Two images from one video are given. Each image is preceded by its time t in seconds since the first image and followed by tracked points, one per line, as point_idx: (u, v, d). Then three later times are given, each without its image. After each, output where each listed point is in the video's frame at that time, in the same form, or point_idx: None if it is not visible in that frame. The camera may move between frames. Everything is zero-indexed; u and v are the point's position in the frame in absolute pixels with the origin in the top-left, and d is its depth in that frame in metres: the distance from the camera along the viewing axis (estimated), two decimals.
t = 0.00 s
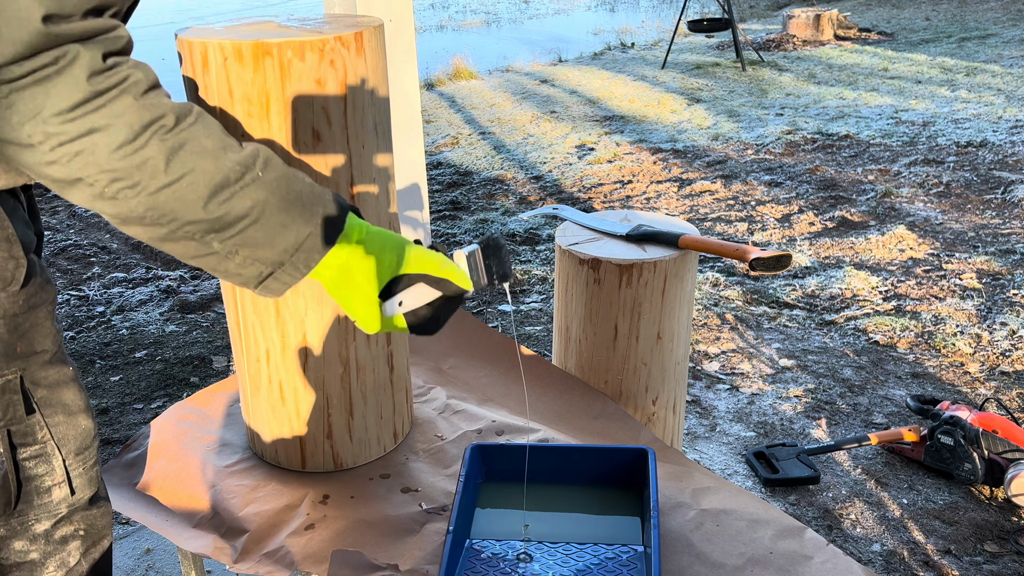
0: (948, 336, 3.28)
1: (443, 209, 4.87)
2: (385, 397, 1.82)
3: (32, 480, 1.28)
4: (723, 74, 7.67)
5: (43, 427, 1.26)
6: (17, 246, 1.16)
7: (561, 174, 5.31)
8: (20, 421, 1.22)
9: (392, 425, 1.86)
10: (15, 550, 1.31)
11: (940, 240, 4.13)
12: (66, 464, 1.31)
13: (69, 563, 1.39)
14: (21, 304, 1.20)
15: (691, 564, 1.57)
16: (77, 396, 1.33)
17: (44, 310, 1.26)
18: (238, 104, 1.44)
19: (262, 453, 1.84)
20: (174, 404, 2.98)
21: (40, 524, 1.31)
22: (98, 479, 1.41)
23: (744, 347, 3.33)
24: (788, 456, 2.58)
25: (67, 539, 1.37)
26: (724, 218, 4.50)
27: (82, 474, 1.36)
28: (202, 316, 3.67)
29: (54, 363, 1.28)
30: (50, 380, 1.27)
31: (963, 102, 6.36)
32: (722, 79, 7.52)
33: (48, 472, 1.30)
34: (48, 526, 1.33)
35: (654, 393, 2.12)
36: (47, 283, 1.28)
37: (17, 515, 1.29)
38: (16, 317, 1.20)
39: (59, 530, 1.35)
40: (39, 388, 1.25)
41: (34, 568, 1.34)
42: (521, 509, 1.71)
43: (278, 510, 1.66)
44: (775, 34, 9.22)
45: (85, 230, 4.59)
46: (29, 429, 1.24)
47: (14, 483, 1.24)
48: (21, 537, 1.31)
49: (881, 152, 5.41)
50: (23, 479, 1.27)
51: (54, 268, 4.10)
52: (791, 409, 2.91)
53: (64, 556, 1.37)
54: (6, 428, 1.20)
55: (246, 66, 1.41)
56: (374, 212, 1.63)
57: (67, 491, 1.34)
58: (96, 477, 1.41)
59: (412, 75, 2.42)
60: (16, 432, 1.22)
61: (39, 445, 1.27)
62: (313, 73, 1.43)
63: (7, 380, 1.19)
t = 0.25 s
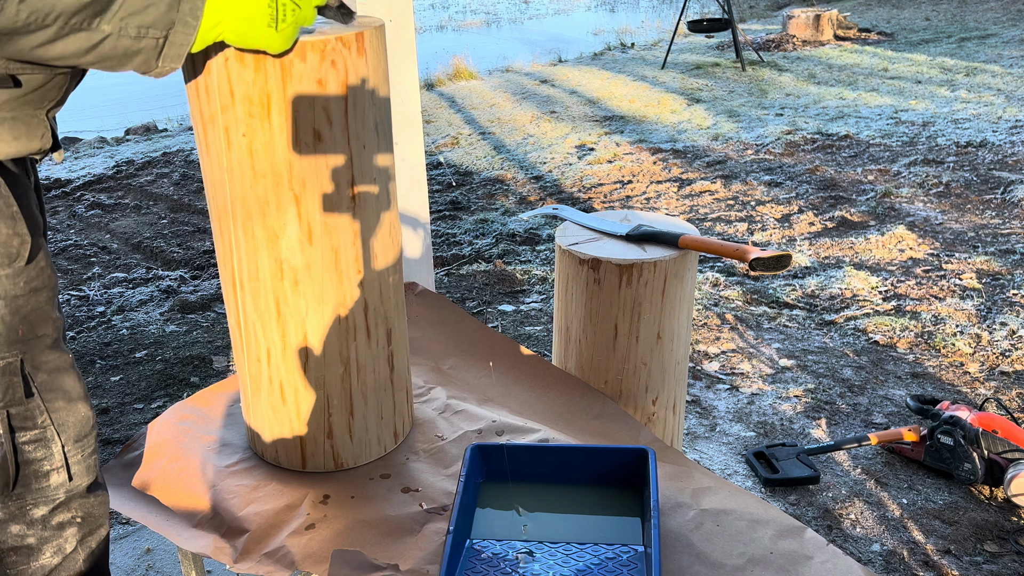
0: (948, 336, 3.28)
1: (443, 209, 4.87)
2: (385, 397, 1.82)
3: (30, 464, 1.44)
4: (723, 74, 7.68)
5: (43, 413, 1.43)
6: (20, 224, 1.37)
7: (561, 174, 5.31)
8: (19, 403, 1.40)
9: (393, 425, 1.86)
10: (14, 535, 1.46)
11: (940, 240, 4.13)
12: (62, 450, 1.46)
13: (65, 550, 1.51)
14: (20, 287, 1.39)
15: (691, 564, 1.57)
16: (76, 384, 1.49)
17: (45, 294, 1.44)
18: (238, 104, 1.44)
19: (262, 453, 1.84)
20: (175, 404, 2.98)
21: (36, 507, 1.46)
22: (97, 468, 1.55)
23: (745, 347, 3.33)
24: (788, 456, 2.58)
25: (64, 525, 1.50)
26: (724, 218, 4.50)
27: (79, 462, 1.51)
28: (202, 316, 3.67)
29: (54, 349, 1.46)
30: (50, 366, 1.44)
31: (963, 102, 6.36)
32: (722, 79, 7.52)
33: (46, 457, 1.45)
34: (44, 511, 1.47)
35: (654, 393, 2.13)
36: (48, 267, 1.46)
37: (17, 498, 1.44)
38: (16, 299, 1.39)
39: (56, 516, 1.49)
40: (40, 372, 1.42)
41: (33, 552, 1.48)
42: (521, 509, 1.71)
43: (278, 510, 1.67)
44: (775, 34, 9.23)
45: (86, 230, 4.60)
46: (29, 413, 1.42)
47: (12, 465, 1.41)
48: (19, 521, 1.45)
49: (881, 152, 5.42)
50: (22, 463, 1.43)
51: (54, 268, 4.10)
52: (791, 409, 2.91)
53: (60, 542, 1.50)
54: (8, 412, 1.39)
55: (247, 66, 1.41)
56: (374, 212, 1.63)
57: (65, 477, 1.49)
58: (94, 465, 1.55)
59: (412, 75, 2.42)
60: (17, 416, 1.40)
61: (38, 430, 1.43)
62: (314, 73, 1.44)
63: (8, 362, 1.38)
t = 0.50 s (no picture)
0: (948, 337, 3.28)
1: (443, 209, 4.87)
2: (385, 398, 1.82)
3: (21, 453, 1.45)
4: (723, 74, 7.68)
5: (34, 402, 1.45)
6: (13, 214, 1.37)
7: (561, 174, 5.31)
8: (9, 391, 1.41)
9: (392, 425, 1.87)
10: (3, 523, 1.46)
11: (940, 240, 4.13)
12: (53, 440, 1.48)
13: (56, 539, 1.52)
14: (11, 277, 1.41)
15: (691, 564, 1.58)
16: (66, 374, 1.51)
17: (35, 285, 1.45)
18: (238, 104, 1.44)
19: (262, 453, 1.84)
20: (175, 404, 2.98)
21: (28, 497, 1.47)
22: (87, 459, 1.58)
23: (744, 347, 3.33)
24: (788, 456, 2.58)
25: (54, 515, 1.52)
26: (724, 218, 4.51)
27: (70, 452, 1.53)
28: (202, 316, 3.67)
29: (46, 339, 1.47)
30: (41, 356, 1.46)
31: (963, 102, 6.37)
32: (722, 79, 7.53)
33: (37, 446, 1.47)
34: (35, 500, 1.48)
35: (654, 393, 2.13)
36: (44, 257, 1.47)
37: (8, 487, 1.45)
38: (7, 290, 1.40)
39: (46, 506, 1.51)
40: (31, 362, 1.44)
41: (22, 541, 1.48)
42: (522, 509, 1.71)
43: (278, 510, 1.67)
44: (775, 34, 9.24)
45: (86, 230, 4.60)
46: (19, 401, 1.43)
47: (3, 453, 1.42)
48: (9, 509, 1.46)
49: (881, 152, 5.42)
50: (13, 452, 1.44)
51: (54, 268, 4.10)
52: (791, 409, 2.91)
53: (50, 532, 1.51)
54: None
55: (247, 67, 1.41)
56: (374, 212, 1.64)
57: (56, 466, 1.50)
58: (85, 456, 1.57)
59: (412, 75, 2.42)
60: (8, 404, 1.42)
61: (29, 419, 1.45)
62: (314, 73, 1.44)
63: None
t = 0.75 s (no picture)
0: (948, 336, 3.29)
1: (443, 208, 4.87)
2: (385, 398, 1.82)
3: (10, 450, 1.45)
4: (723, 74, 7.68)
5: (22, 399, 1.44)
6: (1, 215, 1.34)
7: (561, 174, 5.31)
8: None
9: (392, 425, 1.87)
10: None
11: (939, 240, 4.13)
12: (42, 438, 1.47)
13: (47, 536, 1.52)
14: None
15: (691, 564, 1.57)
16: (56, 370, 1.49)
17: (24, 282, 1.43)
18: (238, 104, 1.44)
19: (262, 453, 1.84)
20: (175, 404, 2.98)
21: (18, 494, 1.47)
22: (80, 456, 1.56)
23: (745, 347, 3.33)
24: (788, 456, 2.58)
25: (45, 512, 1.51)
26: (724, 218, 4.51)
27: (61, 449, 1.52)
28: (202, 316, 3.67)
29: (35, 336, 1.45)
30: (29, 352, 1.44)
31: (963, 102, 6.37)
32: (722, 79, 7.53)
33: (26, 443, 1.46)
34: (24, 498, 1.48)
35: (654, 393, 2.13)
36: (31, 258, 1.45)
37: None
38: None
39: (37, 504, 1.50)
40: (18, 361, 1.42)
41: (14, 539, 1.48)
42: (521, 509, 1.71)
43: (278, 510, 1.67)
44: (775, 34, 9.24)
45: (86, 229, 4.60)
46: (8, 399, 1.42)
47: None
48: None
49: (881, 152, 5.42)
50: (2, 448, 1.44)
51: (54, 268, 4.10)
52: (791, 409, 2.91)
53: (42, 529, 1.51)
54: None
55: (247, 67, 1.41)
56: (374, 212, 1.64)
57: (46, 463, 1.50)
58: (77, 453, 1.55)
59: (411, 75, 2.42)
60: None
61: (18, 417, 1.44)
62: (313, 73, 1.44)
63: None
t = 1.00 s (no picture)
0: (948, 336, 3.29)
1: (443, 209, 4.87)
2: (385, 398, 1.82)
3: (21, 441, 1.54)
4: (723, 74, 7.68)
5: (33, 390, 1.54)
6: (8, 205, 1.44)
7: (561, 174, 5.32)
8: (9, 377, 1.50)
9: (393, 424, 1.87)
10: (5, 510, 1.56)
11: (939, 240, 4.13)
12: (52, 429, 1.57)
13: (55, 527, 1.61)
14: (6, 267, 1.47)
15: (691, 564, 1.57)
16: (63, 362, 1.59)
17: (32, 275, 1.52)
18: (238, 104, 1.45)
19: (262, 453, 1.84)
20: (175, 404, 2.98)
21: (27, 485, 1.56)
22: (88, 450, 1.66)
23: (744, 347, 3.33)
24: (788, 456, 2.58)
25: (53, 503, 1.60)
26: (724, 218, 4.51)
27: (70, 442, 1.61)
28: (202, 316, 3.67)
29: (44, 328, 1.55)
30: (38, 344, 1.54)
31: (963, 102, 6.37)
32: (722, 79, 7.53)
33: (37, 434, 1.56)
34: (34, 488, 1.57)
35: (654, 393, 2.13)
36: (38, 250, 1.54)
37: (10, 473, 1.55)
38: (3, 279, 1.47)
39: (46, 494, 1.59)
40: (28, 351, 1.52)
41: (23, 528, 1.58)
42: (521, 509, 1.71)
43: (278, 510, 1.67)
44: (775, 34, 9.24)
45: (86, 230, 4.60)
46: (19, 390, 1.52)
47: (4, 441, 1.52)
48: (10, 497, 1.56)
49: (881, 152, 5.42)
50: (14, 439, 1.54)
51: (54, 268, 4.10)
52: (791, 409, 2.91)
53: (50, 519, 1.60)
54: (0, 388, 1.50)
55: (247, 67, 1.41)
56: (374, 212, 1.64)
57: (56, 455, 1.59)
58: (85, 446, 1.65)
59: (412, 75, 2.42)
60: (8, 393, 1.51)
61: (29, 408, 1.54)
62: (314, 73, 1.44)
63: None
